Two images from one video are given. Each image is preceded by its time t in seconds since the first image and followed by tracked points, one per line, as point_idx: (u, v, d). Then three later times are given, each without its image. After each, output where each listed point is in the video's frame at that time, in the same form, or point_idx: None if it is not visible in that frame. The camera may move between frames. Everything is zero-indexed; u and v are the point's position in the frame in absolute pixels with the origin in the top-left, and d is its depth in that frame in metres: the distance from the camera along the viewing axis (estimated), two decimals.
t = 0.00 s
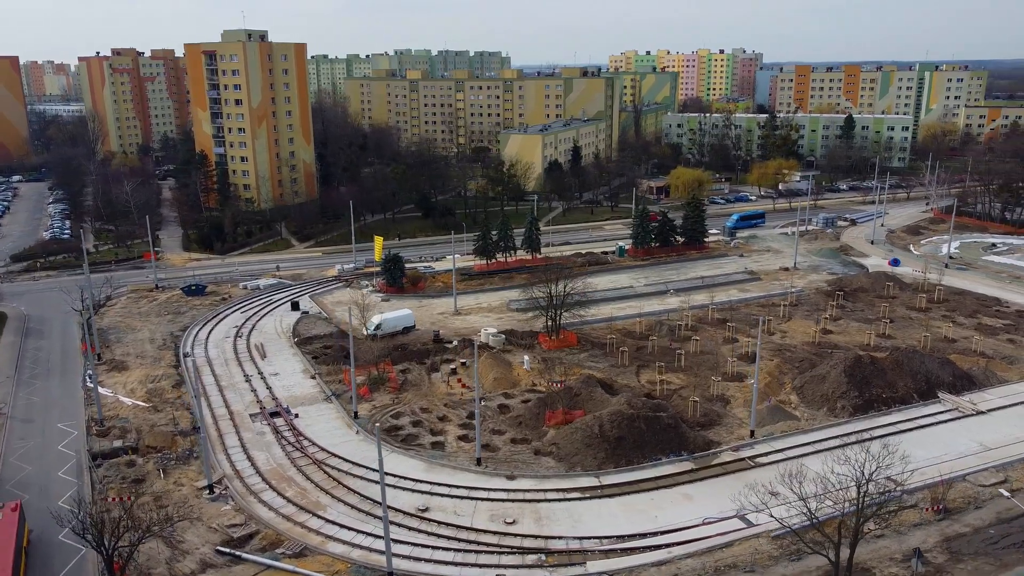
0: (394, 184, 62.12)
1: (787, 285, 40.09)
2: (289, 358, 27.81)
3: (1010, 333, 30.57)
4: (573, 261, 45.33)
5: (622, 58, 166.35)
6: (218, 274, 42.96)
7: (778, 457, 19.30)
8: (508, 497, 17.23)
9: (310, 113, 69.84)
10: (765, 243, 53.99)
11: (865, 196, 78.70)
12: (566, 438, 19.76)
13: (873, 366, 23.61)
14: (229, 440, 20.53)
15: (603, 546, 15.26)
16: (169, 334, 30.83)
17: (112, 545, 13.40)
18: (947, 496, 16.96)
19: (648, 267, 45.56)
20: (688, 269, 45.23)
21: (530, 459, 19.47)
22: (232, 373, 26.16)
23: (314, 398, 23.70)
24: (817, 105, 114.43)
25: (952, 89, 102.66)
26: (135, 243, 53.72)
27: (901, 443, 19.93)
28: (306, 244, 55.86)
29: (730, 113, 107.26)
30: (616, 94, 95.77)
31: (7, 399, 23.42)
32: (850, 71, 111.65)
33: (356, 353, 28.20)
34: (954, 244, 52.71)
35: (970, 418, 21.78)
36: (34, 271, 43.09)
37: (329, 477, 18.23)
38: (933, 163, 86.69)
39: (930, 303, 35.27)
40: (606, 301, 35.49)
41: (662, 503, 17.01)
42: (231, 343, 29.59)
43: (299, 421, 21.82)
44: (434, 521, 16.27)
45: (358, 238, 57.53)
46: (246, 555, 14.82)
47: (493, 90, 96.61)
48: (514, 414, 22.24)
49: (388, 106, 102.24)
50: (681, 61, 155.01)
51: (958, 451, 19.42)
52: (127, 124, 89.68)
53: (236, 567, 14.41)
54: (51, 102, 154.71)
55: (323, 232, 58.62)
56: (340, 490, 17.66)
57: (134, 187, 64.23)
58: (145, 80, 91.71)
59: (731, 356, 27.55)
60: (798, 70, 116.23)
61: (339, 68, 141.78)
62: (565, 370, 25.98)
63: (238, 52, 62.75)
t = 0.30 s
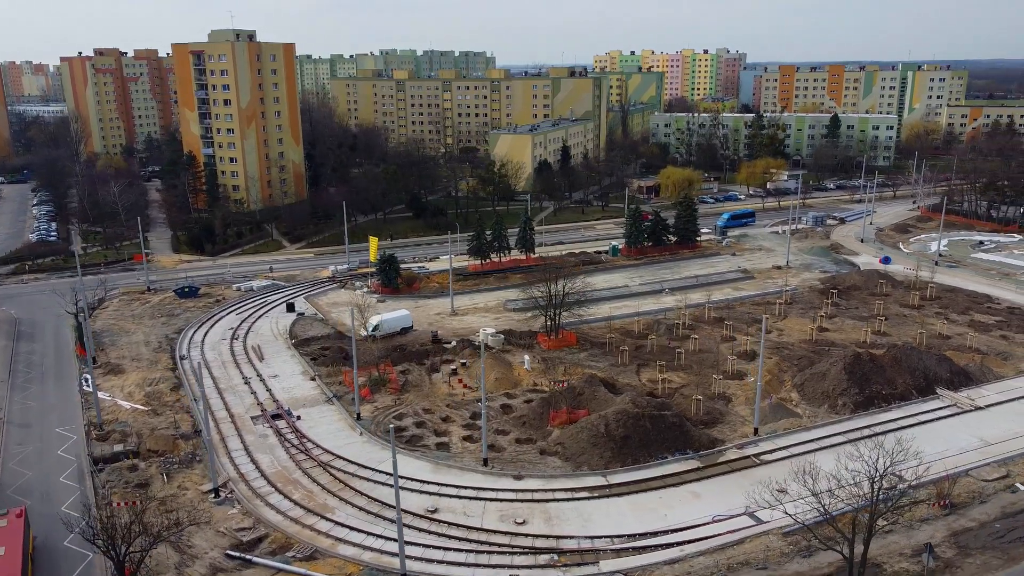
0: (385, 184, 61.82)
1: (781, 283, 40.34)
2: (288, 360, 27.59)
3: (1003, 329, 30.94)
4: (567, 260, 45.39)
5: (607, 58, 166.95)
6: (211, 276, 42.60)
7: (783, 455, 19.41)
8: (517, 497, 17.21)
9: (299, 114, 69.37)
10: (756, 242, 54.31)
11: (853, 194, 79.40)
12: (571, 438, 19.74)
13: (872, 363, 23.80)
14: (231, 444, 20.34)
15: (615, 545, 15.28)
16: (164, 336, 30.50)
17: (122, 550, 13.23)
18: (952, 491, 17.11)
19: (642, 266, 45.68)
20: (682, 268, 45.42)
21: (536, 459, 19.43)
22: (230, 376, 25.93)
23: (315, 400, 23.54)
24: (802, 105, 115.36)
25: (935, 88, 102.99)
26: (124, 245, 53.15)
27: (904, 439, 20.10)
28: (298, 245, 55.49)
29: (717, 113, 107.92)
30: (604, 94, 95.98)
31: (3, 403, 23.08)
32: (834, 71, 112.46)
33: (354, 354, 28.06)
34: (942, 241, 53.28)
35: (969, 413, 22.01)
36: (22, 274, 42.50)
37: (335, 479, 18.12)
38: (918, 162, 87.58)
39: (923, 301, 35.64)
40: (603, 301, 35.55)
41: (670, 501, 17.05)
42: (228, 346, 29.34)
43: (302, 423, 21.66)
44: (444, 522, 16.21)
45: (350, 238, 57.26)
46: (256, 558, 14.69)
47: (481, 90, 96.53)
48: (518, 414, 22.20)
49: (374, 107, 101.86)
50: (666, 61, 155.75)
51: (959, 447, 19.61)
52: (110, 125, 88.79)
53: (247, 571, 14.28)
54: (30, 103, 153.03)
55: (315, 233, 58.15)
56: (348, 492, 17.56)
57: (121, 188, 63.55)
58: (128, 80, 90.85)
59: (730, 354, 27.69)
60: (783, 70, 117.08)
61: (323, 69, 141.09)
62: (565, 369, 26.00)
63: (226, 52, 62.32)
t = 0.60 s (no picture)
0: (375, 185, 61.53)
1: (774, 282, 40.61)
2: (286, 362, 27.38)
3: (996, 326, 31.32)
4: (560, 260, 45.43)
5: (591, 58, 167.49)
6: (202, 278, 42.22)
7: (786, 452, 19.53)
8: (526, 498, 17.20)
9: (288, 114, 68.88)
10: (747, 241, 54.67)
11: (839, 193, 80.11)
12: (577, 437, 19.74)
13: (871, 360, 23.98)
14: (234, 446, 20.16)
15: (626, 544, 15.29)
16: (159, 339, 30.18)
17: (133, 555, 13.10)
18: (956, 486, 17.28)
19: (635, 266, 45.82)
20: (675, 267, 45.60)
21: (541, 458, 19.40)
22: (228, 379, 25.69)
23: (316, 402, 23.39)
24: (786, 104, 116.30)
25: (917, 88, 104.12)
26: (112, 247, 52.55)
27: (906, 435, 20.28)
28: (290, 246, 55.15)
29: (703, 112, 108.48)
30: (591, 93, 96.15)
31: None
32: (817, 71, 113.44)
33: (353, 355, 27.91)
34: (930, 239, 53.88)
35: (967, 409, 22.26)
36: (9, 277, 41.90)
37: (341, 481, 18.01)
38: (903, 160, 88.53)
39: (915, 298, 36.05)
40: (598, 300, 35.60)
41: (678, 500, 17.10)
42: (225, 348, 29.09)
43: (304, 425, 21.50)
44: (454, 523, 16.15)
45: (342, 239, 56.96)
46: (267, 562, 14.57)
47: (468, 90, 96.42)
48: (521, 414, 22.16)
49: (360, 106, 101.39)
50: (650, 61, 156.47)
51: (960, 443, 19.82)
52: (92, 127, 87.92)
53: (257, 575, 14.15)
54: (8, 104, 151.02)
55: (306, 234, 57.75)
56: (355, 494, 17.46)
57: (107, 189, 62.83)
58: (110, 80, 89.86)
59: (729, 353, 27.82)
60: (767, 70, 117.95)
61: (306, 69, 140.26)
62: (566, 369, 26.00)
63: (215, 52, 61.83)
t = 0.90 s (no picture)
0: (365, 185, 61.21)
1: (768, 280, 40.86)
2: (284, 364, 27.16)
3: (988, 322, 31.67)
4: (554, 260, 45.43)
5: (576, 58, 167.87)
6: (194, 280, 41.82)
7: (790, 449, 19.64)
8: (534, 498, 17.16)
9: (276, 114, 68.39)
10: (738, 240, 54.96)
11: (826, 192, 80.72)
12: (582, 437, 19.75)
13: (870, 357, 24.17)
14: (236, 450, 19.97)
15: (637, 543, 15.29)
16: (154, 342, 29.85)
17: (144, 562, 12.96)
18: (960, 481, 17.43)
19: (628, 265, 45.93)
20: (669, 267, 45.73)
21: (547, 459, 19.38)
22: (227, 381, 25.43)
23: (317, 404, 23.23)
24: (771, 104, 117.12)
25: (899, 87, 105.00)
26: (100, 249, 51.92)
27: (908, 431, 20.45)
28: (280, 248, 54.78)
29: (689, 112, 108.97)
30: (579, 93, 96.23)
31: None
32: (801, 71, 114.42)
33: (351, 357, 27.74)
34: (918, 237, 54.46)
35: (964, 405, 22.51)
36: None
37: (347, 484, 17.89)
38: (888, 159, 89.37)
39: (907, 296, 36.39)
40: (594, 299, 35.63)
41: (686, 498, 17.15)
42: (221, 350, 28.81)
43: (306, 428, 21.35)
44: (463, 524, 16.08)
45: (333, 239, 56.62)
46: (277, 566, 14.45)
47: (454, 90, 96.22)
48: (524, 414, 22.13)
49: (346, 106, 100.86)
50: (634, 61, 156.97)
51: (960, 438, 20.02)
52: (75, 127, 87.02)
53: None
54: None
55: (297, 235, 57.32)
56: (362, 496, 17.35)
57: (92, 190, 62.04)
58: (92, 80, 88.77)
59: (727, 351, 27.95)
60: (751, 70, 118.74)
61: (289, 69, 139.28)
62: (566, 369, 26.00)
63: (202, 52, 61.25)
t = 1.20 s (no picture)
0: (355, 186, 60.89)
1: (761, 279, 41.12)
2: (282, 366, 26.98)
3: (980, 319, 32.05)
4: (547, 259, 45.44)
5: (560, 58, 168.22)
6: (185, 282, 41.41)
7: (794, 447, 19.74)
8: (543, 498, 17.14)
9: (264, 115, 67.92)
10: (729, 239, 55.25)
11: (813, 191, 81.36)
12: (587, 436, 19.75)
13: (868, 354, 24.39)
14: (239, 453, 19.78)
15: (648, 542, 15.30)
16: (148, 344, 29.53)
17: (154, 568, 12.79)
18: (964, 476, 17.59)
19: (622, 265, 46.06)
20: (662, 266, 45.89)
21: (553, 458, 19.35)
22: (225, 384, 25.19)
23: (317, 406, 23.07)
24: (756, 104, 117.96)
25: (881, 87, 106.34)
26: (87, 252, 51.30)
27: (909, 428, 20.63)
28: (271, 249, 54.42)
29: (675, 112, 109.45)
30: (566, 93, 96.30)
31: None
32: (784, 71, 115.28)
33: (350, 359, 27.59)
34: (907, 235, 55.04)
35: (962, 401, 22.77)
36: None
37: (354, 487, 17.78)
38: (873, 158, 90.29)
39: (900, 293, 36.75)
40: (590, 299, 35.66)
41: (694, 496, 17.19)
42: (217, 353, 28.54)
43: (309, 430, 21.21)
44: (473, 525, 16.03)
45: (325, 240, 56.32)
46: (288, 569, 14.33)
47: (441, 90, 96.06)
48: (527, 414, 22.11)
49: (332, 107, 100.23)
50: (618, 61, 157.48)
51: (961, 434, 20.22)
52: (56, 129, 85.52)
53: None
54: None
55: (288, 236, 56.96)
56: (369, 498, 17.25)
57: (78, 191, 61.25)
58: (74, 81, 87.71)
59: (725, 350, 28.07)
60: (736, 70, 119.60)
61: (273, 69, 138.37)
62: (566, 369, 26.00)
63: (190, 52, 60.62)
